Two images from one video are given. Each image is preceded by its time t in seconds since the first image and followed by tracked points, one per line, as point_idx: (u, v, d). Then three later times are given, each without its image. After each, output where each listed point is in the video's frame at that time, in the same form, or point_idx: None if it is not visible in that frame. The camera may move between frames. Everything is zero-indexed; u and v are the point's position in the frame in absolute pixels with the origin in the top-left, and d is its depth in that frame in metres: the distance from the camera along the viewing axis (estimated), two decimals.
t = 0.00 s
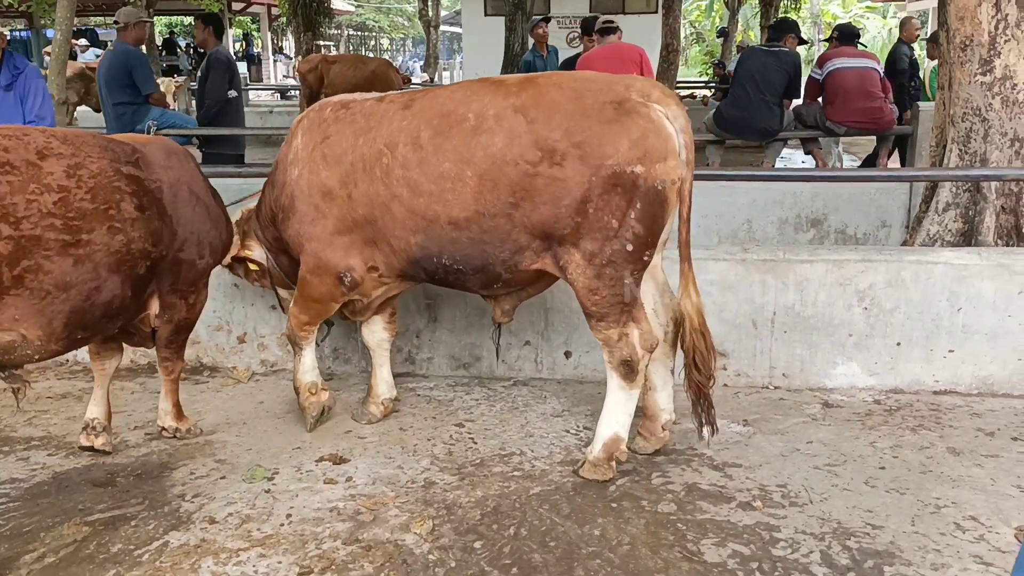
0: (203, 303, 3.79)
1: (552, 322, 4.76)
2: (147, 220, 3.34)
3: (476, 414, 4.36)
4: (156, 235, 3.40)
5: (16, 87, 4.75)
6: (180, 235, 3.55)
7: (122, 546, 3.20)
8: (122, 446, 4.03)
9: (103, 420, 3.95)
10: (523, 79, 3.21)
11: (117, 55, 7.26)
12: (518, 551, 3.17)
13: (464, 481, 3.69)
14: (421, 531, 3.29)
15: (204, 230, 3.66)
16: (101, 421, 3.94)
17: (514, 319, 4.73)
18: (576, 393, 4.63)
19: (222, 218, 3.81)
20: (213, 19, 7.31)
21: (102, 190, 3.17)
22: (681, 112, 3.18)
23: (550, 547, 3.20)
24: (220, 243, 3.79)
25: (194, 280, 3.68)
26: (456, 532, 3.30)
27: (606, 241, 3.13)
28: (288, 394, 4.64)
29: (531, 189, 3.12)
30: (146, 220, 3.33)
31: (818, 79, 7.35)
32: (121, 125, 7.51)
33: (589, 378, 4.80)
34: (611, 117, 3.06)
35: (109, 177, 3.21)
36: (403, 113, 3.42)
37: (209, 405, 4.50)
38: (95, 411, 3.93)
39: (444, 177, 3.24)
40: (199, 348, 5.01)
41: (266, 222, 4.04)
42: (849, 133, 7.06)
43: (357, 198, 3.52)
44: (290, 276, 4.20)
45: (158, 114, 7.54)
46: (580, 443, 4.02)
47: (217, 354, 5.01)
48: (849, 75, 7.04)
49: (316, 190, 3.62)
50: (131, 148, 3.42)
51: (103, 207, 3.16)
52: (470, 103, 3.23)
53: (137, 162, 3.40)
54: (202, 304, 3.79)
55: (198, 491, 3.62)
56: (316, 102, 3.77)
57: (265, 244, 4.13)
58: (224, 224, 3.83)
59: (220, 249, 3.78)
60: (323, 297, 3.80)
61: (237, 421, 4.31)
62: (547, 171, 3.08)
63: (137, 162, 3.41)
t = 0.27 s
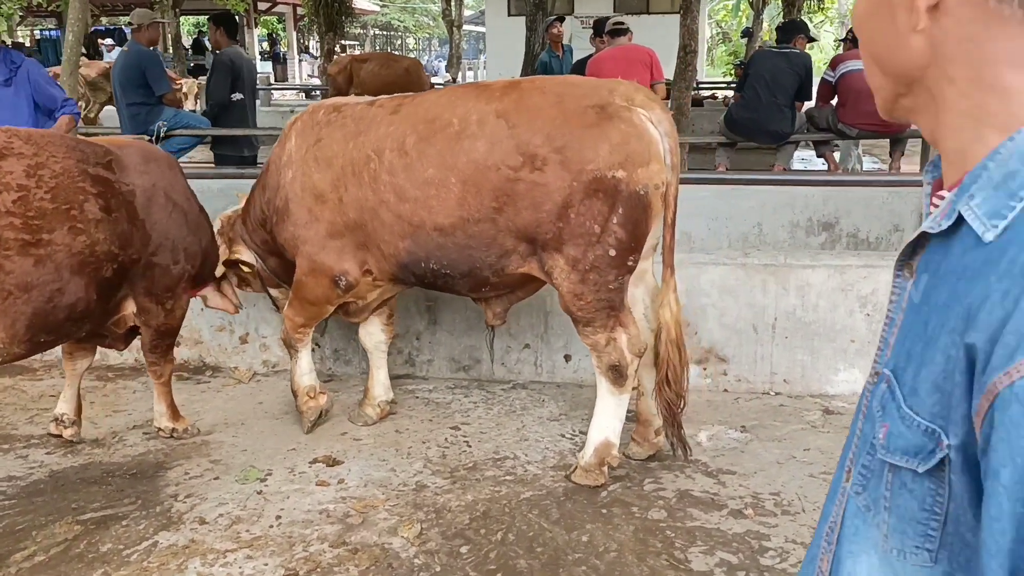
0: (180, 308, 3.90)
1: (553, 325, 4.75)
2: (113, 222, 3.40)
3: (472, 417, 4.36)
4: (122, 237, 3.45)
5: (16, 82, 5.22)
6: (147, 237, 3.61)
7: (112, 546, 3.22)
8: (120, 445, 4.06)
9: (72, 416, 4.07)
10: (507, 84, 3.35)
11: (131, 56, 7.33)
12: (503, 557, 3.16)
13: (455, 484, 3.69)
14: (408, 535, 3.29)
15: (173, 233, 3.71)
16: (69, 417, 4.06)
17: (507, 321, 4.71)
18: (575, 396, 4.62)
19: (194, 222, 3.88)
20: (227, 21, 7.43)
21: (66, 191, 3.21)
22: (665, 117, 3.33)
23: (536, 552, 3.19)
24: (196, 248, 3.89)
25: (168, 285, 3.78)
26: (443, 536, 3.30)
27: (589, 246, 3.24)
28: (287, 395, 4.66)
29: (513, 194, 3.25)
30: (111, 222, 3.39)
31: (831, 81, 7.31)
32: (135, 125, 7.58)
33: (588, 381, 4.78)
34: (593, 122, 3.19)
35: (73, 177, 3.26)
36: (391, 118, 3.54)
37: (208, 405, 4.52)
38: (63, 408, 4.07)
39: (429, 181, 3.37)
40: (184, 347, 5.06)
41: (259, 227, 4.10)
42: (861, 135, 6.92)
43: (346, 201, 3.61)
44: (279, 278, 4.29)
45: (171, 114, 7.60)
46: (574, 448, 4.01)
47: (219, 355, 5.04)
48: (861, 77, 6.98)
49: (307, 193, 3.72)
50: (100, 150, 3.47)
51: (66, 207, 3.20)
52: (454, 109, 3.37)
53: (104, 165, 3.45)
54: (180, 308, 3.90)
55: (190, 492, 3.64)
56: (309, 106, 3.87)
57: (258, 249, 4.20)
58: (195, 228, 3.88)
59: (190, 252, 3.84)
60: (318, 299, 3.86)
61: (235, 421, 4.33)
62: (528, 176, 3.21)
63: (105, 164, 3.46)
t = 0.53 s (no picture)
0: (146, 316, 3.86)
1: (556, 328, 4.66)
2: (72, 225, 3.39)
3: (472, 421, 4.28)
4: (81, 240, 3.45)
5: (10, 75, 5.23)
6: (111, 240, 3.60)
7: (99, 553, 3.17)
8: (114, 449, 4.02)
9: (57, 427, 3.99)
10: (502, 81, 3.27)
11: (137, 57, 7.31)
12: (497, 567, 3.08)
13: (451, 491, 3.61)
14: (400, 544, 3.21)
15: (139, 237, 3.70)
16: (56, 428, 3.98)
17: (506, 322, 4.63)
18: (577, 400, 4.53)
19: (165, 224, 3.86)
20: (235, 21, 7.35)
21: (20, 193, 3.21)
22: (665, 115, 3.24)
23: (531, 563, 3.11)
24: (162, 252, 3.84)
25: (132, 290, 3.74)
26: (437, 545, 3.22)
27: (587, 247, 3.16)
28: (287, 398, 4.60)
29: (509, 194, 3.17)
30: (69, 224, 3.38)
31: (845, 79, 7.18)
32: (143, 126, 7.57)
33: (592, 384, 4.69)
34: (589, 120, 3.10)
35: (30, 179, 3.26)
36: (384, 117, 3.47)
37: (206, 408, 4.47)
38: (47, 419, 3.98)
39: (423, 181, 3.30)
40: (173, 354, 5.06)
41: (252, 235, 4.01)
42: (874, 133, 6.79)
43: (342, 202, 3.54)
44: (275, 287, 4.22)
45: (178, 114, 7.57)
46: (575, 454, 3.93)
47: (219, 357, 4.99)
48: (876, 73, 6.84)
49: (301, 194, 3.65)
50: (63, 151, 3.47)
51: (18, 209, 3.20)
52: (448, 107, 3.30)
53: (67, 166, 3.45)
54: (148, 314, 3.85)
55: (182, 497, 3.58)
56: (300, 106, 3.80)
57: (250, 260, 4.12)
58: (166, 231, 3.87)
59: (160, 255, 3.82)
60: (318, 301, 3.77)
61: (232, 424, 4.27)
62: (524, 176, 3.13)
63: (69, 165, 3.46)
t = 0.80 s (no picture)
0: (96, 320, 3.79)
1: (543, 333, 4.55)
2: (14, 228, 3.41)
3: (456, 430, 4.17)
4: (26, 242, 3.46)
5: None
6: (60, 243, 3.59)
7: (64, 570, 3.06)
8: (86, 459, 3.91)
9: (21, 438, 3.87)
10: (490, 78, 3.14)
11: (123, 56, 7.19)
12: None
13: (431, 503, 3.51)
14: (376, 559, 3.10)
15: (90, 240, 3.69)
16: (20, 440, 3.86)
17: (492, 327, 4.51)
18: (565, 408, 4.42)
19: (121, 229, 3.85)
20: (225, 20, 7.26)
21: None
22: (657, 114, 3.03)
23: None
24: (112, 256, 3.80)
25: (78, 294, 3.69)
26: (414, 561, 3.11)
27: (573, 252, 3.05)
28: (267, 406, 4.49)
29: (496, 196, 3.05)
30: (11, 227, 3.40)
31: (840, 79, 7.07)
32: (128, 126, 7.43)
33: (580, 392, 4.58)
34: (577, 120, 2.95)
35: None
36: (368, 116, 3.34)
37: (183, 416, 4.36)
38: (10, 431, 3.86)
39: (410, 182, 3.19)
40: (134, 360, 4.97)
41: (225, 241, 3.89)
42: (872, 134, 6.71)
43: (325, 204, 3.43)
44: (254, 295, 4.09)
45: (164, 115, 7.46)
46: (560, 464, 3.82)
47: (200, 363, 4.88)
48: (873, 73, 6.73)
49: (282, 196, 3.53)
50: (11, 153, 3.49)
51: None
52: (434, 105, 3.18)
53: (13, 168, 3.47)
54: (99, 319, 3.79)
55: (153, 510, 3.47)
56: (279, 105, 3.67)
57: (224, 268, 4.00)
58: (122, 235, 3.86)
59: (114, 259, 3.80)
60: (303, 307, 3.66)
61: (209, 434, 4.16)
62: (510, 178, 3.01)
63: (16, 167, 3.48)
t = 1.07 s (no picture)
0: (50, 330, 3.78)
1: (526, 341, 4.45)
2: None
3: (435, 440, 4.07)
4: None
5: None
6: (10, 252, 3.56)
7: None
8: (54, 471, 3.81)
9: None
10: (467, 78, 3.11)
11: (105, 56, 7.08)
12: None
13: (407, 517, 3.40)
14: None
15: (41, 250, 3.66)
16: None
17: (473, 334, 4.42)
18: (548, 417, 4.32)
19: (77, 236, 3.81)
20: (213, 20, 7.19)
21: None
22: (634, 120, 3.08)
23: None
24: (65, 264, 3.78)
25: (30, 305, 3.68)
26: None
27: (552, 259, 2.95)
28: (243, 415, 4.39)
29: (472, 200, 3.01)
30: None
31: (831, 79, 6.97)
32: (110, 128, 7.28)
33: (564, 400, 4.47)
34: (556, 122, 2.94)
35: None
36: (337, 117, 3.21)
37: (156, 426, 4.26)
38: None
39: (383, 186, 3.12)
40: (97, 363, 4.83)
41: (191, 251, 3.75)
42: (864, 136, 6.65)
43: (296, 209, 3.29)
44: (222, 303, 3.97)
45: (148, 117, 7.33)
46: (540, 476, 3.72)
47: (176, 371, 4.77)
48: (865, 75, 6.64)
49: (249, 203, 3.37)
50: None
51: None
52: (407, 106, 3.11)
53: None
54: (53, 330, 3.79)
55: (119, 525, 3.37)
56: (241, 106, 3.46)
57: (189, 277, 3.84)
58: (77, 241, 3.82)
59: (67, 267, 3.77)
60: (288, 320, 3.50)
61: (182, 444, 4.06)
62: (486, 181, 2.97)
63: None
